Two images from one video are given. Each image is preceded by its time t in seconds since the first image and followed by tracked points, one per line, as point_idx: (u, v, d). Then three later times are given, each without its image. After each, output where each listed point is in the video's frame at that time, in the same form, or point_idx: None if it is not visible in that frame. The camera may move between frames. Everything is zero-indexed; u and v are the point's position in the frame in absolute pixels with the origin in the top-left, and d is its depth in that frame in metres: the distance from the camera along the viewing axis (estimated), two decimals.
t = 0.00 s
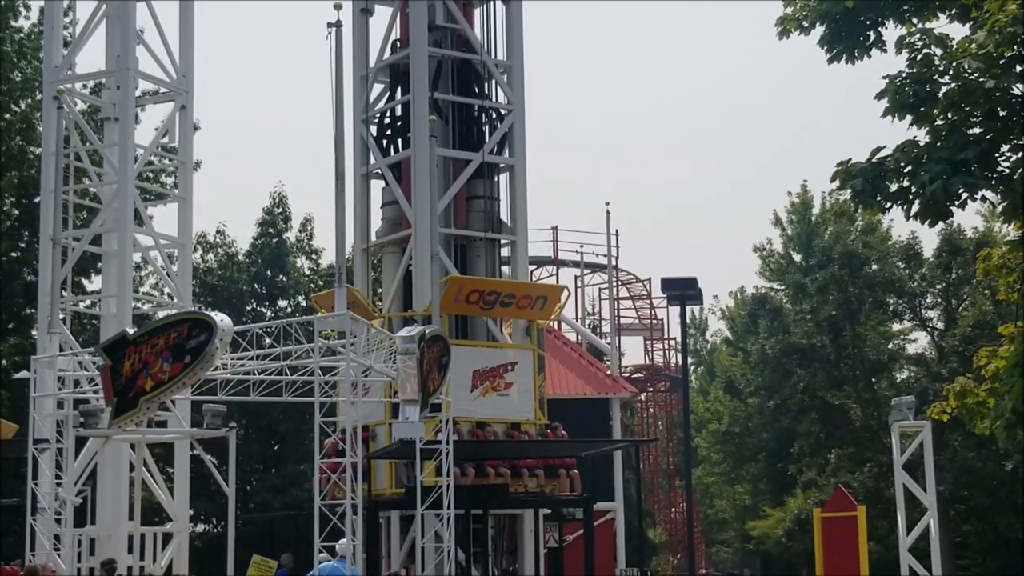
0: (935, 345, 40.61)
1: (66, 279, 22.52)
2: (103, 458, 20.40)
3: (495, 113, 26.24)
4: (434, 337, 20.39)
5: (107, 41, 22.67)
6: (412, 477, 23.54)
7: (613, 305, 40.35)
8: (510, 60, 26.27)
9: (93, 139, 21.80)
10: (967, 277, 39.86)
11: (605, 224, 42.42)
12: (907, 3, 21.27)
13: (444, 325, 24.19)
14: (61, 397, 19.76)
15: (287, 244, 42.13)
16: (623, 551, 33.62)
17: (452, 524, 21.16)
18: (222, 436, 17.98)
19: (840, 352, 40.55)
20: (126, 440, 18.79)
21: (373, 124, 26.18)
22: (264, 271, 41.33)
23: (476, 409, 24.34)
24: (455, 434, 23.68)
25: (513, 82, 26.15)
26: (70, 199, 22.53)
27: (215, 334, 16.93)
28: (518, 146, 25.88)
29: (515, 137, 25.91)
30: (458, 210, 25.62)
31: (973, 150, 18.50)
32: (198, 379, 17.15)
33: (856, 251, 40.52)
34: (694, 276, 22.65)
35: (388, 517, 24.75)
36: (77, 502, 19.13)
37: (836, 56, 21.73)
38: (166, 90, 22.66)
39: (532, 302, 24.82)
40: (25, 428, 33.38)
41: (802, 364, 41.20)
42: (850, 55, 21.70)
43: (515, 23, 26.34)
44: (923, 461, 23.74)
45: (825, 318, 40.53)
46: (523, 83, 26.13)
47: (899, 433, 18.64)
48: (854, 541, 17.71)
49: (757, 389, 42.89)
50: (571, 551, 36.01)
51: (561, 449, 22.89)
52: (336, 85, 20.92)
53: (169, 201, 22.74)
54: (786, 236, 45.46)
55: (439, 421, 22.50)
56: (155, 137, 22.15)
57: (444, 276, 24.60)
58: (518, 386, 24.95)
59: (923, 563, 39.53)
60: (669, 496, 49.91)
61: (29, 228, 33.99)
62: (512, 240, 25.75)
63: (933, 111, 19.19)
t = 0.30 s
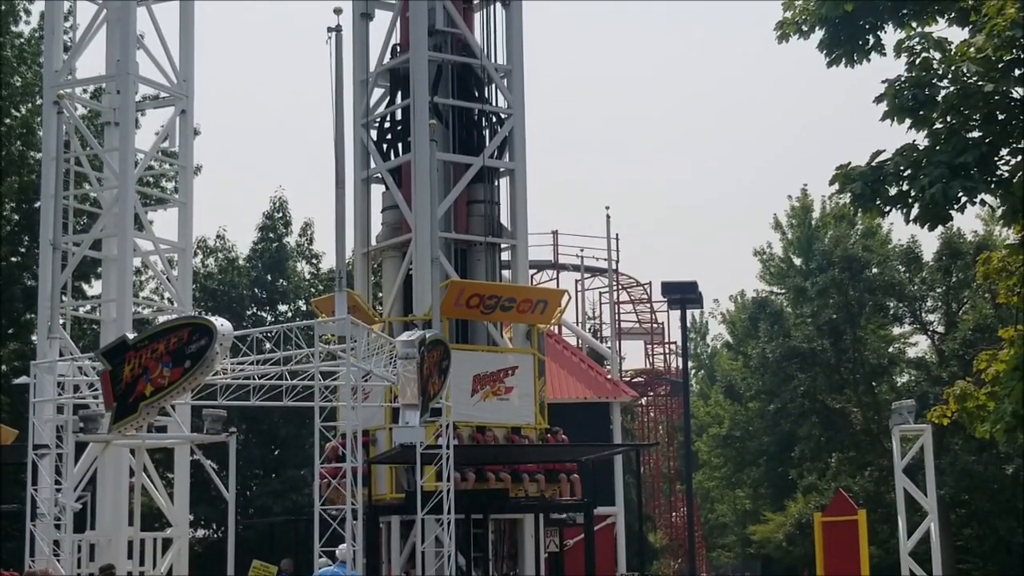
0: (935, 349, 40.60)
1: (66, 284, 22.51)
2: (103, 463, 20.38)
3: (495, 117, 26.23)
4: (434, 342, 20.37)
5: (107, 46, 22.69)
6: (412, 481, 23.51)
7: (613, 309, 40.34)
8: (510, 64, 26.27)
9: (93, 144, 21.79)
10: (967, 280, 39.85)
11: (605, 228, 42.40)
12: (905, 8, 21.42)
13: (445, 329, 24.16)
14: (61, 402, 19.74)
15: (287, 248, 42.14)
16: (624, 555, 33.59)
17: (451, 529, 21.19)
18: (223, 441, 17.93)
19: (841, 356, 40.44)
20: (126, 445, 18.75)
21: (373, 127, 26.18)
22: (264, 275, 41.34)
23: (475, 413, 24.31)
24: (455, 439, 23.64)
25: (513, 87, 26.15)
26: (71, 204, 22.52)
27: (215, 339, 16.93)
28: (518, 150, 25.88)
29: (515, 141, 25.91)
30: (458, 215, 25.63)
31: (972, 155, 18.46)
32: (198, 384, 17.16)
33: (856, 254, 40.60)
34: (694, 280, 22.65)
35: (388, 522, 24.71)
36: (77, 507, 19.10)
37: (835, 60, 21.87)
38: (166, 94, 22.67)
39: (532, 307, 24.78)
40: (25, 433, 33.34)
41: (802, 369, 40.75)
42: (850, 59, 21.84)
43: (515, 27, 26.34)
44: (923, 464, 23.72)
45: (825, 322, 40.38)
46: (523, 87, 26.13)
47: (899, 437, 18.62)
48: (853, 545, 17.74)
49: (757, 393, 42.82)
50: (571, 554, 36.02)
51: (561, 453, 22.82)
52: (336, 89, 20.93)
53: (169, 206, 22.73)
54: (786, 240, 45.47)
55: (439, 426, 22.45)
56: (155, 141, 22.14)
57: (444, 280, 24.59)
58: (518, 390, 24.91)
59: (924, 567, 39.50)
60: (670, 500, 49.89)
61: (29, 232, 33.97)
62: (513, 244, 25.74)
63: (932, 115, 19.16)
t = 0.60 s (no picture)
0: (939, 363, 40.54)
1: (69, 301, 22.45)
2: (105, 481, 20.33)
3: (497, 133, 26.22)
4: (437, 357, 20.37)
5: (111, 62, 22.70)
6: (416, 498, 23.42)
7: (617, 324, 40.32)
8: (512, 80, 26.29)
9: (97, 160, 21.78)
10: (971, 294, 39.79)
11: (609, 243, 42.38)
12: (906, 23, 21.53)
13: (448, 345, 24.13)
14: (65, 419, 19.70)
15: (290, 264, 42.15)
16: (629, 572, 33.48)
17: (455, 547, 21.03)
18: (227, 458, 17.76)
19: (845, 371, 40.45)
20: (129, 462, 18.66)
21: (376, 143, 26.19)
22: (267, 292, 41.31)
23: (479, 429, 24.27)
24: (460, 455, 23.60)
25: (516, 102, 26.16)
26: (74, 222, 22.48)
27: (218, 356, 16.92)
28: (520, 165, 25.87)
29: (517, 157, 25.90)
30: (461, 230, 25.61)
31: (973, 168, 18.50)
32: (201, 401, 17.13)
33: (859, 269, 40.73)
34: (696, 295, 22.60)
35: (392, 539, 24.57)
36: (80, 525, 19.04)
37: (836, 75, 22.07)
38: (169, 111, 22.66)
39: (535, 323, 24.76)
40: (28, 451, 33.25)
41: (806, 383, 40.62)
42: (851, 74, 22.02)
43: (517, 42, 26.36)
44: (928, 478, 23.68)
45: (830, 337, 40.46)
46: (525, 102, 26.14)
47: (905, 451, 18.57)
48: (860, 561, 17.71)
49: (761, 407, 42.62)
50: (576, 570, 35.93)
51: (565, 469, 22.77)
52: (339, 105, 20.93)
53: (172, 223, 22.69)
54: (789, 254, 45.46)
55: (443, 442, 22.39)
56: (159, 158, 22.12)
57: (447, 296, 24.56)
58: (522, 406, 24.87)
59: None
60: (675, 515, 49.78)
61: (33, 249, 33.95)
62: (516, 259, 25.72)
63: (933, 129, 19.17)
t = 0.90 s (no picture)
0: (937, 367, 40.58)
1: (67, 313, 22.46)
2: (105, 493, 20.33)
3: (494, 141, 26.27)
4: (435, 365, 20.43)
5: (107, 74, 22.74)
6: (416, 506, 23.46)
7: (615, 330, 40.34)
8: (509, 88, 26.34)
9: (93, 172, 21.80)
10: (968, 298, 39.85)
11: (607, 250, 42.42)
12: (900, 28, 21.62)
13: (446, 354, 24.15)
14: (63, 431, 19.70)
15: (288, 274, 42.17)
16: None
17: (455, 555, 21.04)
18: (226, 468, 17.83)
19: (842, 376, 40.43)
20: (128, 473, 18.66)
21: (373, 153, 26.23)
22: (265, 302, 41.29)
23: (479, 437, 24.31)
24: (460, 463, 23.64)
25: (512, 110, 26.21)
26: (71, 233, 22.50)
27: (217, 366, 16.94)
28: (518, 173, 25.92)
29: (514, 165, 25.96)
30: (458, 239, 25.65)
31: (968, 172, 18.60)
32: (200, 411, 17.14)
33: (857, 274, 40.86)
34: (694, 300, 22.63)
35: (392, 548, 24.53)
36: (80, 537, 19.04)
37: (832, 80, 22.23)
38: (165, 122, 22.70)
39: (534, 330, 24.80)
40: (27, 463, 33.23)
41: (805, 388, 40.43)
42: (847, 79, 22.21)
43: (513, 51, 26.42)
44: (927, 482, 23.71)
45: (828, 341, 40.38)
46: (522, 111, 26.20)
47: (903, 455, 18.61)
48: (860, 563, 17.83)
49: (760, 412, 42.53)
50: None
51: (566, 475, 22.80)
52: (335, 115, 20.97)
53: (170, 234, 22.72)
54: (786, 259, 45.51)
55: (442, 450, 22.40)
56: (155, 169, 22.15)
57: (446, 305, 24.59)
58: (521, 414, 24.89)
59: None
60: (675, 521, 49.78)
61: (30, 261, 33.95)
62: (514, 267, 25.76)
63: (927, 134, 19.22)
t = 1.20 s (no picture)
0: (936, 370, 40.64)
1: (66, 312, 22.47)
2: (103, 491, 20.37)
3: (493, 142, 26.29)
4: (434, 367, 20.46)
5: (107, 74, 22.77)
6: (414, 506, 23.53)
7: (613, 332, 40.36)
8: (508, 89, 26.37)
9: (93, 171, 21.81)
10: (967, 302, 39.89)
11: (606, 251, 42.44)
12: (900, 30, 21.67)
13: (445, 355, 24.17)
14: (62, 430, 19.72)
15: (287, 274, 42.20)
16: None
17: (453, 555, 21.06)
18: (225, 467, 17.85)
19: (840, 378, 40.39)
20: (127, 472, 18.68)
21: (372, 153, 26.26)
22: (264, 302, 41.32)
23: (476, 438, 24.33)
24: (458, 464, 23.66)
25: (512, 112, 26.25)
26: (71, 233, 22.51)
27: (216, 365, 16.97)
28: (517, 175, 25.95)
29: (513, 166, 25.99)
30: (457, 240, 25.68)
31: (969, 174, 18.69)
32: (198, 411, 17.16)
33: (855, 277, 40.81)
34: (693, 302, 22.67)
35: (390, 547, 24.64)
36: (79, 535, 19.08)
37: (832, 83, 22.31)
38: (165, 122, 22.73)
39: (532, 332, 24.81)
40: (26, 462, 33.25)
41: (803, 391, 40.50)
42: (847, 82, 22.30)
43: (513, 52, 26.46)
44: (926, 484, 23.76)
45: (826, 344, 40.34)
46: (522, 112, 26.23)
47: (902, 459, 18.65)
48: (855, 561, 18.86)
49: (758, 416, 42.58)
50: None
51: (563, 476, 22.80)
52: (334, 115, 21.00)
53: (169, 233, 22.74)
54: (786, 262, 45.56)
55: (440, 451, 22.40)
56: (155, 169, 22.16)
57: (444, 306, 24.61)
58: (519, 415, 24.91)
59: None
60: (672, 523, 49.80)
61: (30, 261, 33.96)
62: (512, 269, 25.79)
63: (928, 136, 19.28)
